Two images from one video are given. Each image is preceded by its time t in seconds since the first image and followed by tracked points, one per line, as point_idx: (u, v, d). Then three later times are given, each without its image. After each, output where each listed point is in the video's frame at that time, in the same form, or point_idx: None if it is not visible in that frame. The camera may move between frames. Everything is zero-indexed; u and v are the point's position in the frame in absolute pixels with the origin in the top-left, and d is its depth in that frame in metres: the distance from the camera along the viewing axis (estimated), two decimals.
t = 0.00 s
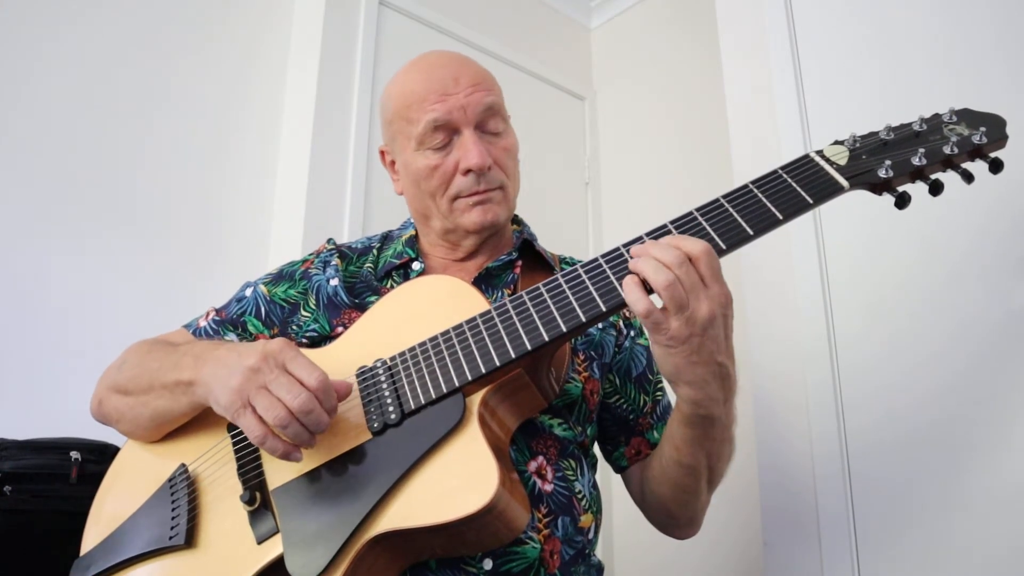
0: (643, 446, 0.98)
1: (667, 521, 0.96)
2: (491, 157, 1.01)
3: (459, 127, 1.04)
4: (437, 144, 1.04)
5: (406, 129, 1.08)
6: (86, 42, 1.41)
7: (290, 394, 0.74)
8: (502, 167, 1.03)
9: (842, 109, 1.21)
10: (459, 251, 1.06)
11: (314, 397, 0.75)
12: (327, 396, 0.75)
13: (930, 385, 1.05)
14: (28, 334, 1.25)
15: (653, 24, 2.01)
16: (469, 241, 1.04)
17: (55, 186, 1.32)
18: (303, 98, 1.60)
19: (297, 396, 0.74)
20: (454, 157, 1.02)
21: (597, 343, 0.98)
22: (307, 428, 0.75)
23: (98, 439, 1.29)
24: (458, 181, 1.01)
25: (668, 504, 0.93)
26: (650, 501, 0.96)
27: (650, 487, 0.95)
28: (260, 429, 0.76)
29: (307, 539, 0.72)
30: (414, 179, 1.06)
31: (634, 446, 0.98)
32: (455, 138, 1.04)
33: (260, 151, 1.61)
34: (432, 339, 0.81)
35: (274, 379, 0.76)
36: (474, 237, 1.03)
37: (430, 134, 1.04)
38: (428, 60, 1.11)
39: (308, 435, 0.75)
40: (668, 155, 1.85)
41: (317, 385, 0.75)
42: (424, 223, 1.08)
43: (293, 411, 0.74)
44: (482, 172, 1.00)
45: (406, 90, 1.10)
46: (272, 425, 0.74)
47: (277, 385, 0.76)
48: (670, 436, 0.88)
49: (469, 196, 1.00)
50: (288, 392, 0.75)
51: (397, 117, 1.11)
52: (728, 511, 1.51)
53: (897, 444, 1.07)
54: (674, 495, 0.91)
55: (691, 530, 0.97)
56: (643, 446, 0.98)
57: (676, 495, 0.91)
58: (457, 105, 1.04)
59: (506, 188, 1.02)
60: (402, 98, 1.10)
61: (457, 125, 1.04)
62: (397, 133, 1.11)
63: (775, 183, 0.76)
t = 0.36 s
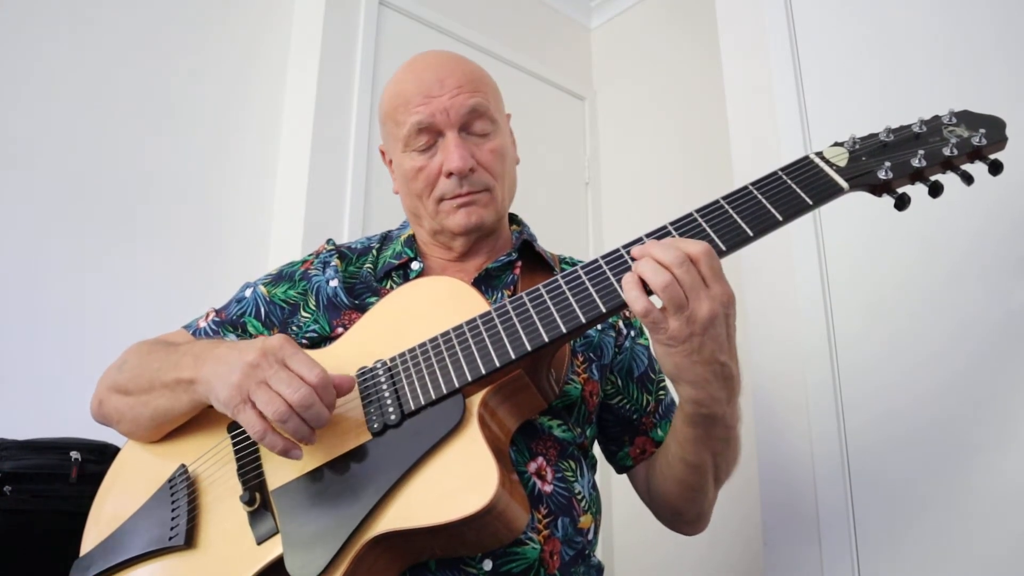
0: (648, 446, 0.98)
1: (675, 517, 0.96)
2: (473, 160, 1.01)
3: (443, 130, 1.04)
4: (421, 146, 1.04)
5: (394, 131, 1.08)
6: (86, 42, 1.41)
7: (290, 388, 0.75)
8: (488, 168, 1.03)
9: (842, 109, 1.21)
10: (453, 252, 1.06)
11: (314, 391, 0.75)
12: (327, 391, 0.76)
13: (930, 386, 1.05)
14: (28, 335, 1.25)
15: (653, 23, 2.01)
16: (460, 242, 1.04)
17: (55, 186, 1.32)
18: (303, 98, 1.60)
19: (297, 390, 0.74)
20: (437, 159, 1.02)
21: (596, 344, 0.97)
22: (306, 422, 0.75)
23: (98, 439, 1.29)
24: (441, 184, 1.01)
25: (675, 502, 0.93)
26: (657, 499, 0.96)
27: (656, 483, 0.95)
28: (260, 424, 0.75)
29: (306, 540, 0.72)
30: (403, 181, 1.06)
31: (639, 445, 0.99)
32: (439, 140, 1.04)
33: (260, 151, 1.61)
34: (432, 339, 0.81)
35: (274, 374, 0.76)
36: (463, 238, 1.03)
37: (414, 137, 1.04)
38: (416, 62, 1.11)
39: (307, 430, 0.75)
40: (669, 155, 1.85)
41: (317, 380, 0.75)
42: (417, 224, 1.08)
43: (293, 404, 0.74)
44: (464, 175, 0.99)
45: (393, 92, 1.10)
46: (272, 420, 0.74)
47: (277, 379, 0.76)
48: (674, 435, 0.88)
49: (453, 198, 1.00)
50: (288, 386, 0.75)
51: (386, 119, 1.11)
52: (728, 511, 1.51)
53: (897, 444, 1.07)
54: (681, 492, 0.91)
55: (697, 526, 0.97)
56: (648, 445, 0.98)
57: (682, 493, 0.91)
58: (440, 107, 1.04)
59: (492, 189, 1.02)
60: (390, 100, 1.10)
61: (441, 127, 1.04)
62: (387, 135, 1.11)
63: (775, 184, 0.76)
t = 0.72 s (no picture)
0: (648, 444, 0.98)
1: (675, 515, 0.95)
2: (484, 158, 1.01)
3: (454, 128, 1.04)
4: (431, 144, 1.04)
5: (402, 129, 1.08)
6: (86, 42, 1.41)
7: (293, 392, 0.75)
8: (497, 168, 1.03)
9: (842, 109, 1.21)
10: (458, 251, 1.06)
11: (317, 396, 0.75)
12: (329, 395, 0.76)
13: (930, 385, 1.05)
14: (27, 335, 1.25)
15: (653, 23, 2.01)
16: (466, 241, 1.04)
17: (55, 186, 1.33)
18: (303, 98, 1.60)
19: (300, 395, 0.74)
20: (448, 158, 1.02)
21: (597, 345, 0.97)
22: (307, 427, 0.75)
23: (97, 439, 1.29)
24: (452, 181, 1.01)
25: (678, 500, 0.93)
26: (660, 497, 0.95)
27: (660, 478, 0.94)
28: (261, 427, 0.76)
29: (306, 539, 0.72)
30: (410, 179, 1.06)
31: (639, 444, 0.99)
32: (449, 139, 1.04)
33: (260, 151, 1.61)
34: (434, 338, 0.81)
35: (278, 377, 0.76)
36: (470, 237, 1.03)
37: (425, 134, 1.04)
38: (426, 60, 1.11)
39: (308, 433, 0.75)
40: (668, 154, 1.85)
41: (320, 385, 0.75)
42: (422, 223, 1.08)
43: (295, 409, 0.74)
44: (475, 173, 0.99)
45: (402, 89, 1.10)
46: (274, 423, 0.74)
47: (280, 383, 0.76)
48: (683, 427, 0.88)
49: (463, 197, 1.00)
50: (291, 390, 0.75)
51: (394, 117, 1.11)
52: (728, 511, 1.51)
53: (897, 444, 1.07)
54: (686, 488, 0.91)
55: (696, 527, 0.96)
56: (648, 443, 0.99)
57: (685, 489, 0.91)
58: (451, 106, 1.04)
59: (501, 188, 1.02)
60: (399, 98, 1.10)
61: (451, 126, 1.04)
62: (394, 133, 1.11)
63: (774, 182, 0.76)
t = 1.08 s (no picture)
0: (645, 446, 0.98)
1: (672, 518, 0.95)
2: (478, 160, 1.01)
3: (448, 130, 1.04)
4: (426, 146, 1.04)
5: (398, 130, 1.08)
6: (86, 42, 1.41)
7: (281, 406, 0.74)
8: (492, 169, 1.03)
9: (843, 109, 1.21)
10: (455, 252, 1.06)
11: (305, 410, 0.74)
12: (318, 411, 0.75)
13: (930, 387, 1.05)
14: (27, 335, 1.25)
15: (653, 23, 2.00)
16: (462, 242, 1.04)
17: (55, 186, 1.32)
18: (303, 97, 1.60)
19: (287, 409, 0.74)
20: (442, 159, 1.02)
21: (598, 345, 0.98)
22: (296, 441, 0.75)
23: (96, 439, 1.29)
24: (445, 183, 1.01)
25: (673, 503, 0.92)
26: (655, 499, 0.95)
27: (656, 480, 0.94)
28: (250, 440, 0.75)
29: (307, 540, 0.72)
30: (406, 181, 1.06)
31: (636, 445, 0.99)
32: (443, 141, 1.04)
33: (260, 151, 1.61)
34: (434, 340, 0.81)
35: (266, 391, 0.76)
36: (466, 238, 1.03)
37: (419, 136, 1.04)
38: (421, 62, 1.11)
39: (296, 447, 0.75)
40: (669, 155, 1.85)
41: (309, 400, 0.75)
42: (420, 224, 1.08)
43: (282, 423, 0.74)
44: (468, 175, 0.99)
45: (398, 91, 1.10)
46: (261, 436, 0.74)
47: (268, 396, 0.75)
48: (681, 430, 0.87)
49: (457, 198, 1.00)
50: (278, 404, 0.74)
51: (390, 118, 1.11)
52: (728, 511, 1.51)
53: (896, 444, 1.07)
54: (681, 491, 0.90)
55: (687, 531, 0.96)
56: (645, 446, 0.99)
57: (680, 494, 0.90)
58: (445, 108, 1.04)
59: (496, 190, 1.02)
60: (394, 100, 1.10)
61: (446, 128, 1.04)
62: (390, 134, 1.11)
63: (776, 188, 0.76)
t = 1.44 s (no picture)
0: (644, 446, 0.98)
1: (671, 518, 0.95)
2: (482, 161, 1.01)
3: (452, 131, 1.04)
4: (430, 147, 1.04)
5: (401, 131, 1.08)
6: (86, 42, 1.41)
7: (285, 400, 0.74)
8: (495, 170, 1.03)
9: (843, 109, 1.21)
10: (456, 252, 1.06)
11: (309, 403, 0.75)
12: (322, 403, 0.75)
13: (929, 387, 1.05)
14: (28, 335, 1.25)
15: (653, 23, 2.00)
16: (464, 243, 1.04)
17: (55, 186, 1.33)
18: (303, 97, 1.60)
19: (292, 403, 0.74)
20: (446, 160, 1.02)
21: (597, 345, 0.98)
22: (301, 434, 0.75)
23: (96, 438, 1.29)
24: (449, 184, 1.01)
25: (672, 503, 0.92)
26: (654, 499, 0.95)
27: (655, 480, 0.94)
28: (255, 434, 0.75)
29: (306, 540, 0.72)
30: (409, 181, 1.06)
31: (636, 445, 0.99)
32: (447, 141, 1.04)
33: (260, 151, 1.61)
34: (434, 340, 0.81)
35: (270, 385, 0.76)
36: (468, 239, 1.03)
37: (423, 137, 1.04)
38: (424, 62, 1.11)
39: (301, 441, 0.75)
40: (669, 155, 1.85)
41: (312, 393, 0.75)
42: (421, 224, 1.08)
43: (287, 417, 0.74)
44: (472, 176, 0.99)
45: (401, 91, 1.10)
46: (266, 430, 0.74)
47: (272, 391, 0.75)
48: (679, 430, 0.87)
49: (460, 200, 1.00)
50: (282, 398, 0.75)
51: (392, 119, 1.11)
52: (729, 510, 1.51)
53: (896, 444, 1.07)
54: (679, 491, 0.90)
55: (684, 531, 0.95)
56: (644, 445, 0.98)
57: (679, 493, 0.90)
58: (449, 109, 1.04)
59: (499, 191, 1.02)
60: (397, 100, 1.10)
61: (450, 128, 1.04)
62: (392, 134, 1.11)
63: (775, 186, 0.76)
